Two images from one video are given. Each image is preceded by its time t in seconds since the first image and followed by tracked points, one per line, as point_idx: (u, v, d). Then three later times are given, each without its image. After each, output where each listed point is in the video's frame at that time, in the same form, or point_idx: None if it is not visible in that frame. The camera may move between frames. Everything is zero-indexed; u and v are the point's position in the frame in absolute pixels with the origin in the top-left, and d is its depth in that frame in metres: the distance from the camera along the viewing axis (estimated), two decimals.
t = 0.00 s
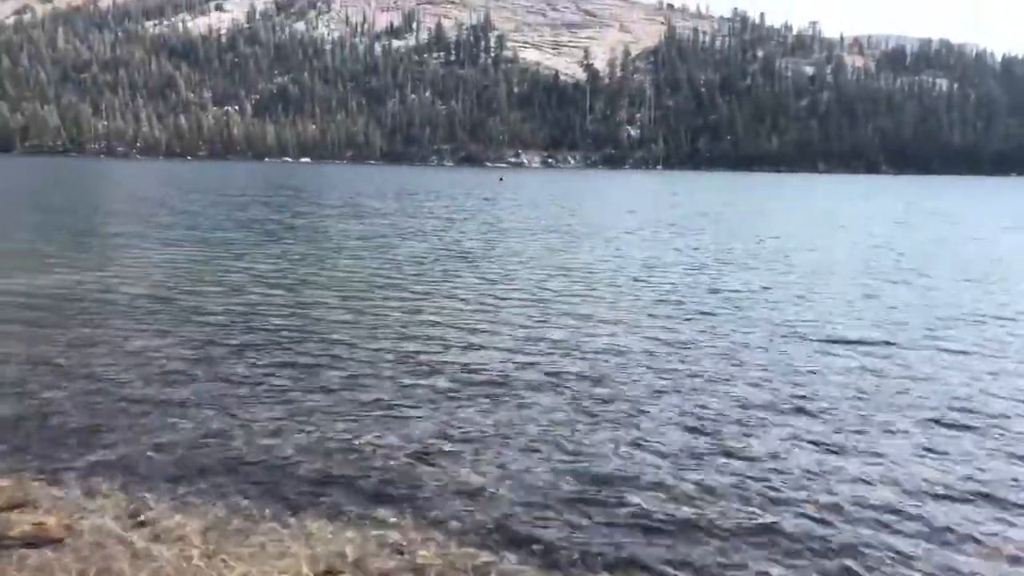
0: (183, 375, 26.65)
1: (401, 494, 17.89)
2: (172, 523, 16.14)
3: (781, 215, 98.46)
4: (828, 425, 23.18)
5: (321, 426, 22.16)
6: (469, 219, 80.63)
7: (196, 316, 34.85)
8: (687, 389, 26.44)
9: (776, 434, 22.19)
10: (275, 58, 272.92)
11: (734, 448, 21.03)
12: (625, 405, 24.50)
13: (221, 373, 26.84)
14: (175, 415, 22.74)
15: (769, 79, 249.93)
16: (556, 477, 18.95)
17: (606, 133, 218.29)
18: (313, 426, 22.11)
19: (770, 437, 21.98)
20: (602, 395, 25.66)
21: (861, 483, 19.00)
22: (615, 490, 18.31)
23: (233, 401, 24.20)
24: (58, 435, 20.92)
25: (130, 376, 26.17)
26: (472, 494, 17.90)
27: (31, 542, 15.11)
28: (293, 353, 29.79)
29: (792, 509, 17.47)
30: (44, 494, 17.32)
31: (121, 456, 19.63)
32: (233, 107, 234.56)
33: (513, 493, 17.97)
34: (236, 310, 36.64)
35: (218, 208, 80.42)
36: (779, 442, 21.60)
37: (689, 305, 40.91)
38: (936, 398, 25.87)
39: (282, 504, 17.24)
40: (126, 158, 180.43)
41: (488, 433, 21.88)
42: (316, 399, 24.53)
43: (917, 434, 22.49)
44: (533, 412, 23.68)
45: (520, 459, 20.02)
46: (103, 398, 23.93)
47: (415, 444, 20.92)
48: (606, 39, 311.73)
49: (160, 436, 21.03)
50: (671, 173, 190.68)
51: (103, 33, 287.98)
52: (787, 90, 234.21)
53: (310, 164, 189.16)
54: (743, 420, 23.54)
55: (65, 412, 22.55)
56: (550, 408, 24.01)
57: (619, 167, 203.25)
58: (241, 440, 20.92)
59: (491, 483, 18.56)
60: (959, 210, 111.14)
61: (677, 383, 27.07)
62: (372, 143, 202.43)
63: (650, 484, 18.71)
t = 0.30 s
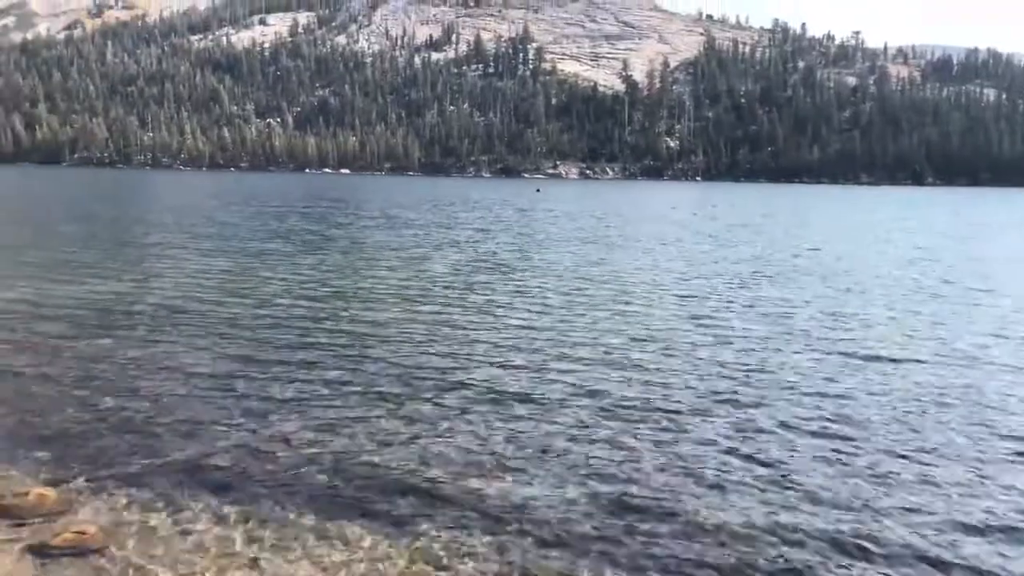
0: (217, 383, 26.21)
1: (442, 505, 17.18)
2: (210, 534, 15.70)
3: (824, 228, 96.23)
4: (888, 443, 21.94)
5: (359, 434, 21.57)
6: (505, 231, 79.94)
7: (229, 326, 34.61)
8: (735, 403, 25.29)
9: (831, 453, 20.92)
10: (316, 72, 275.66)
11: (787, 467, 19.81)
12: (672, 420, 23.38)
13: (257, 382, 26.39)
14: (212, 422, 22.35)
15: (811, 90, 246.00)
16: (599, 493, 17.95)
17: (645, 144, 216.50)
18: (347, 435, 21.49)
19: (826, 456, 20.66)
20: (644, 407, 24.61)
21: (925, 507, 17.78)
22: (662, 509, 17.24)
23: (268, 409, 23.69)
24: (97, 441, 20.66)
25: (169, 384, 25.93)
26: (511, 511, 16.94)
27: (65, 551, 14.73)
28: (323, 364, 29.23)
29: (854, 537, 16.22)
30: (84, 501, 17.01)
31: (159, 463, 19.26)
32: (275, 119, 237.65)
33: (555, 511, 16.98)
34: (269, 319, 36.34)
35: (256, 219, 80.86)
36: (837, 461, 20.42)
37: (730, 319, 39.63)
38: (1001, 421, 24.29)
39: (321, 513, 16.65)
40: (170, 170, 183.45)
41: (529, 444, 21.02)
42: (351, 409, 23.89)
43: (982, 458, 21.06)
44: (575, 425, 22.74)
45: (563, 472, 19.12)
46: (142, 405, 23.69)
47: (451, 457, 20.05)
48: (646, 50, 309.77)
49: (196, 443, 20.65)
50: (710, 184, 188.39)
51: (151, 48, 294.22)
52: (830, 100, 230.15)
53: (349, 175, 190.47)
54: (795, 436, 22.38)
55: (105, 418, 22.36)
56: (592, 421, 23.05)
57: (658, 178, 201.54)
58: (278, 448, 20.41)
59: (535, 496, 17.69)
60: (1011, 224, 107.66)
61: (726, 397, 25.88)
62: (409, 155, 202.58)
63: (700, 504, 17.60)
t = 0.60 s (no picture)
0: (252, 397, 26.22)
1: (481, 526, 16.86)
2: (250, 552, 15.56)
3: (866, 241, 94.57)
4: (940, 467, 21.17)
5: (394, 451, 21.37)
6: (540, 243, 79.85)
7: (260, 339, 34.67)
8: (777, 423, 24.61)
9: (876, 474, 20.45)
10: (355, 86, 278.53)
11: (831, 489, 19.36)
12: (711, 438, 22.89)
13: (292, 396, 26.35)
14: (248, 436, 22.32)
15: (852, 102, 243.03)
16: (640, 515, 17.63)
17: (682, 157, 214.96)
18: (384, 451, 21.31)
19: (873, 478, 20.20)
20: (682, 426, 24.07)
21: (980, 536, 17.12)
22: (704, 532, 16.94)
23: (303, 424, 23.62)
24: (139, 452, 20.90)
25: (206, 397, 25.98)
26: (550, 531, 16.72)
27: (108, 562, 14.65)
28: (352, 378, 29.07)
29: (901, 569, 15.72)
30: (129, 514, 17.09)
31: (198, 477, 19.24)
32: (315, 133, 240.87)
33: (595, 533, 16.73)
34: (298, 332, 36.33)
35: (294, 231, 81.78)
36: (886, 485, 19.77)
37: (768, 335, 38.75)
38: None
39: (362, 530, 16.59)
40: (212, 183, 186.63)
41: (566, 463, 20.65)
42: (385, 425, 23.75)
43: None
44: (612, 443, 22.35)
45: (601, 491, 18.93)
46: (178, 418, 23.76)
47: (489, 472, 19.94)
48: (683, 63, 308.42)
49: (233, 458, 20.63)
50: (748, 198, 186.72)
51: (195, 62, 300.09)
52: (871, 112, 227.02)
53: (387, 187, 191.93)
54: (840, 458, 21.73)
55: (142, 431, 22.44)
56: (629, 439, 22.64)
57: (696, 191, 200.15)
58: (315, 464, 20.30)
59: (575, 518, 17.36)
60: None
61: (766, 417, 25.23)
62: (447, 168, 203.33)
63: (743, 527, 17.24)
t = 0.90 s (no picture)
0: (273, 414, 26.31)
1: (505, 549, 16.78)
2: (276, 572, 15.54)
3: (897, 258, 93.25)
4: (974, 491, 20.69)
5: (416, 470, 21.37)
6: (566, 261, 79.59)
7: (279, 356, 34.72)
8: (800, 444, 24.22)
9: (911, 498, 19.93)
10: (384, 104, 280.62)
11: (865, 513, 18.87)
12: (735, 459, 22.58)
13: (313, 414, 26.42)
14: (271, 454, 22.40)
15: (882, 118, 240.94)
16: (668, 539, 17.31)
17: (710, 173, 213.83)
18: (407, 469, 21.31)
19: (909, 502, 19.66)
20: (704, 446, 23.75)
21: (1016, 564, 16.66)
22: (733, 558, 16.56)
23: (326, 442, 23.66)
24: (167, 470, 20.97)
25: (228, 415, 26.12)
26: (576, 556, 16.45)
27: None
28: (370, 396, 28.97)
29: None
30: (156, 531, 17.12)
31: (222, 495, 19.30)
32: (344, 150, 243.58)
33: (622, 558, 16.44)
34: (318, 349, 36.32)
35: (323, 248, 82.42)
36: (918, 508, 19.30)
37: (793, 353, 38.04)
38: None
39: (386, 553, 16.43)
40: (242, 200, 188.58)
41: (588, 482, 20.55)
42: (406, 443, 23.67)
43: None
44: (636, 464, 22.06)
45: (628, 512, 18.61)
46: (203, 435, 23.87)
47: (515, 492, 19.74)
48: (711, 79, 307.65)
49: (258, 476, 20.71)
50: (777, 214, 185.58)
51: (227, 82, 305.00)
52: (902, 128, 224.76)
53: (415, 204, 192.98)
54: (871, 480, 21.29)
55: (168, 448, 22.63)
56: (657, 459, 22.31)
57: (724, 208, 199.36)
58: (339, 483, 20.29)
59: (601, 540, 17.12)
60: None
61: (791, 436, 24.83)
62: (474, 184, 203.88)
63: (774, 552, 16.83)
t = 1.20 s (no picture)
0: (297, 428, 26.02)
1: (537, 570, 16.36)
2: None
3: (928, 270, 91.63)
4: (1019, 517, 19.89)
5: (443, 486, 20.98)
6: (591, 273, 78.86)
7: (303, 370, 34.49)
8: (834, 464, 23.42)
9: (958, 526, 19.05)
10: (411, 117, 281.89)
11: (910, 542, 18.07)
12: (768, 480, 21.91)
13: (337, 428, 26.11)
14: (297, 468, 22.14)
15: (913, 129, 237.63)
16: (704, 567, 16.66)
17: (737, 184, 212.31)
18: (433, 486, 20.92)
19: (954, 530, 18.82)
20: (735, 465, 23.10)
21: None
22: None
23: (354, 457, 23.35)
24: (195, 485, 20.69)
25: (251, 428, 25.87)
26: None
27: None
28: (391, 410, 28.57)
29: None
30: (182, 548, 16.80)
31: (248, 509, 19.07)
32: (371, 163, 244.81)
33: None
34: (339, 363, 35.97)
35: (348, 260, 82.51)
36: (966, 534, 18.55)
37: (822, 369, 37.06)
38: None
39: None
40: (270, 212, 190.41)
41: (618, 502, 20.01)
42: (431, 458, 23.28)
43: None
44: (666, 483, 21.49)
45: (664, 537, 18.00)
46: (226, 449, 23.62)
47: (544, 513, 19.15)
48: (738, 91, 305.42)
49: (282, 490, 20.42)
50: (807, 226, 183.37)
51: (256, 95, 308.19)
52: (933, 139, 221.44)
53: (440, 216, 192.93)
54: (910, 503, 20.53)
55: (192, 462, 22.41)
56: (691, 480, 21.66)
57: (753, 220, 197.59)
58: (366, 498, 20.00)
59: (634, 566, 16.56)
60: None
61: (825, 456, 24.03)
62: (499, 196, 203.80)
63: None
